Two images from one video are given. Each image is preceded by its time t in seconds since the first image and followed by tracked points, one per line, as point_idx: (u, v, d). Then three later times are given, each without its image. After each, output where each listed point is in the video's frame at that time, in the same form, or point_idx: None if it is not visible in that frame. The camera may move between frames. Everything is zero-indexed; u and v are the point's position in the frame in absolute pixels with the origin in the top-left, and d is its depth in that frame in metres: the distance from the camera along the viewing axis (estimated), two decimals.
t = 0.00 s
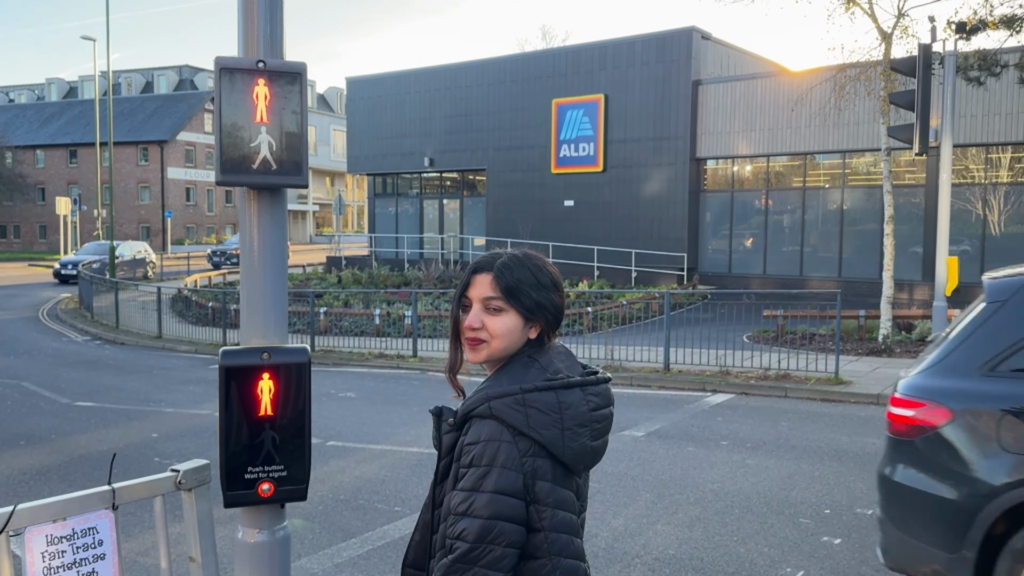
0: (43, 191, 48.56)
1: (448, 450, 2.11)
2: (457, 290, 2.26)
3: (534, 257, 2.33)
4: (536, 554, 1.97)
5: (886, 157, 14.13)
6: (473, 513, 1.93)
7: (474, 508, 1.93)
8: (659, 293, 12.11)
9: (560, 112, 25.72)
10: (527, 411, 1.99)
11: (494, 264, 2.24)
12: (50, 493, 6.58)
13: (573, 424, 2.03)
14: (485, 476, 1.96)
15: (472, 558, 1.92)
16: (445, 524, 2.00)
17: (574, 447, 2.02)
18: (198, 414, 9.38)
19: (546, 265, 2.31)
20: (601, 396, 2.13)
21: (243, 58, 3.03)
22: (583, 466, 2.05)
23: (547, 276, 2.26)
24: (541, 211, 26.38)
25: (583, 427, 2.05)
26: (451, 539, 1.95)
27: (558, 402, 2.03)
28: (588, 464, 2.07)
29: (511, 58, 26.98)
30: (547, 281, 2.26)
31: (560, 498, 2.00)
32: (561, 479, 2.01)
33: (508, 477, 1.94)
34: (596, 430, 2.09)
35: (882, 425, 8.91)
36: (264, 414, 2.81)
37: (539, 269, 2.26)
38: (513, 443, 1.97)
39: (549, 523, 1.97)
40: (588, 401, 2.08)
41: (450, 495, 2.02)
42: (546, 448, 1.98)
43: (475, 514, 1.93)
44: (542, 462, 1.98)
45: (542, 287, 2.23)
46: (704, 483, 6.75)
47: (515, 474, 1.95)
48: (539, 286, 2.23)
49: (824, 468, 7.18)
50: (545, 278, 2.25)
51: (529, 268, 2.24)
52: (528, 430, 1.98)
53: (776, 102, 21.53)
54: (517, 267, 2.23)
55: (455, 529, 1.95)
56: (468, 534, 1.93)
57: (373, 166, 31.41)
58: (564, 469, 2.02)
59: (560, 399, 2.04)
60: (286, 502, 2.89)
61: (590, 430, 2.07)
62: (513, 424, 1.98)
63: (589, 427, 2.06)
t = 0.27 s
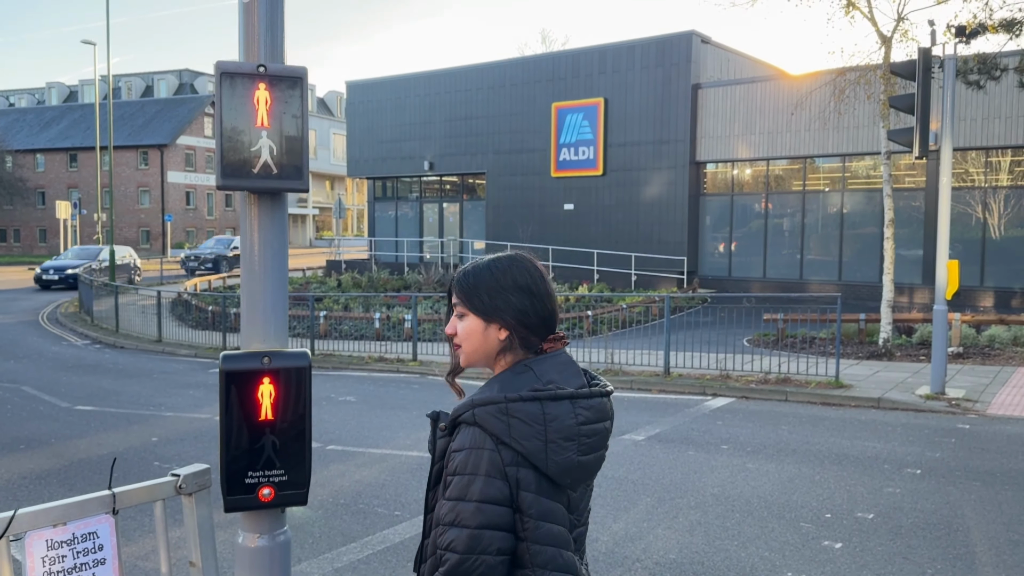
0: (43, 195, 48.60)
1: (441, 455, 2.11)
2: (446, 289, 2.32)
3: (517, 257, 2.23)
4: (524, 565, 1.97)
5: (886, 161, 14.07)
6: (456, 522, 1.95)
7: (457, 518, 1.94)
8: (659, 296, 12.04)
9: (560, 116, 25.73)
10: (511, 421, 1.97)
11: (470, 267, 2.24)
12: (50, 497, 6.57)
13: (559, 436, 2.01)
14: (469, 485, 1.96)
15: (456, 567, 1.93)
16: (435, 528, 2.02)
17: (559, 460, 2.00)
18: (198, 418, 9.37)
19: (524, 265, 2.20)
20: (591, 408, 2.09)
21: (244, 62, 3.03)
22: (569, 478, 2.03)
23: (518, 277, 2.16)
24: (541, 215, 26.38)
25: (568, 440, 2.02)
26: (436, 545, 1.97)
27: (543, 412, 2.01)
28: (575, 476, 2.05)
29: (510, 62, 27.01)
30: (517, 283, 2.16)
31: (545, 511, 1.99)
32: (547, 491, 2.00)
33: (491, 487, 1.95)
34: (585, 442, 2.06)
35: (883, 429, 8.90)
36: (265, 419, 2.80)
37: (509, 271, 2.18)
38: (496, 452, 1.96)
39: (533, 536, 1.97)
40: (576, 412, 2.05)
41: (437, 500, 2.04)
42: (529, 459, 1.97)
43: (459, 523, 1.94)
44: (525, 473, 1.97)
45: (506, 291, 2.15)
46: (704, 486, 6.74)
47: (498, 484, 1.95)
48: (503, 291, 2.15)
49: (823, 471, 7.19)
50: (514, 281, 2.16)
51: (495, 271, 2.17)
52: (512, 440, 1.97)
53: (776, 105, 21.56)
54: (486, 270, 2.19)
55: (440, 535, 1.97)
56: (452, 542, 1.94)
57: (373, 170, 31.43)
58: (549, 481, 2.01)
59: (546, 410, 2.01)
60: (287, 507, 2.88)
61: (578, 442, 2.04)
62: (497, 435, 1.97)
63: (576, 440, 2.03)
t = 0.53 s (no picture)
0: (47, 200, 48.77)
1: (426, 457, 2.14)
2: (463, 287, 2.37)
3: (512, 262, 2.18)
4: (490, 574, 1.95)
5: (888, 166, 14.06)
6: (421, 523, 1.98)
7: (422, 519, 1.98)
8: (661, 301, 12.07)
9: (562, 121, 25.79)
10: (473, 428, 1.96)
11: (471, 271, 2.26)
12: (55, 501, 6.60)
13: (523, 446, 1.95)
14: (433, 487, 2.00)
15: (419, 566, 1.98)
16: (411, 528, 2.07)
17: (524, 470, 1.95)
18: (202, 422, 9.40)
19: (514, 271, 2.15)
20: (565, 420, 2.01)
21: (250, 69, 3.06)
22: (539, 490, 1.97)
23: (502, 285, 2.13)
24: (543, 219, 26.42)
25: (534, 450, 1.96)
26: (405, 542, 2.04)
27: (507, 421, 1.95)
28: (546, 488, 1.98)
29: (513, 67, 27.07)
30: (500, 291, 2.13)
31: (509, 521, 1.95)
32: (512, 501, 1.95)
33: (450, 492, 1.96)
34: (555, 453, 1.99)
35: (885, 433, 8.90)
36: (271, 422, 2.83)
37: (495, 278, 2.14)
38: (461, 458, 1.97)
39: (495, 545, 1.94)
40: (547, 422, 1.99)
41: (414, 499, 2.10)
42: (491, 467, 1.95)
43: (425, 525, 1.98)
44: (488, 481, 1.95)
45: (487, 299, 2.14)
46: (707, 491, 6.75)
47: (459, 490, 1.95)
48: (484, 300, 2.14)
49: (825, 475, 7.20)
50: (496, 288, 2.13)
51: (481, 278, 2.16)
52: (473, 447, 1.95)
53: (778, 110, 21.60)
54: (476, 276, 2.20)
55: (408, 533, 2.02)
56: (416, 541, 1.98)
57: (375, 175, 31.50)
58: (516, 491, 1.96)
59: (512, 418, 1.96)
60: (293, 511, 2.91)
61: (547, 453, 1.98)
62: (460, 441, 1.97)
63: (544, 450, 1.97)
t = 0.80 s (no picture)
0: (51, 205, 48.91)
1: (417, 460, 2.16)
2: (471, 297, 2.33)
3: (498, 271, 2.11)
4: None
5: (891, 170, 14.07)
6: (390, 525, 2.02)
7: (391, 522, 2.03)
8: (664, 305, 12.08)
9: (564, 125, 25.82)
10: (433, 437, 1.93)
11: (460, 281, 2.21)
12: (59, 504, 6.61)
13: (477, 457, 1.88)
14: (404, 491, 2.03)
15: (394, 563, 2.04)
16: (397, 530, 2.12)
17: (479, 480, 1.88)
18: (205, 426, 9.41)
19: (499, 278, 2.08)
20: (524, 428, 1.89)
21: (256, 75, 3.07)
22: (500, 502, 1.89)
23: (487, 294, 2.06)
24: (545, 223, 26.43)
25: (488, 461, 1.88)
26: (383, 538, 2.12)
27: (463, 430, 1.89)
28: (507, 500, 1.89)
29: (515, 71, 27.10)
30: (485, 300, 2.06)
31: (467, 531, 1.91)
32: (474, 511, 1.91)
33: (414, 498, 1.97)
34: (513, 463, 1.88)
35: (888, 438, 8.89)
36: (277, 427, 2.83)
37: (481, 287, 2.07)
38: (424, 465, 1.96)
39: (456, 556, 1.92)
40: (502, 432, 1.88)
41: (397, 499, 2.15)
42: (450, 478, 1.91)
43: (395, 529, 2.02)
44: (449, 492, 1.92)
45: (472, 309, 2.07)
46: (711, 496, 6.75)
47: (421, 497, 1.96)
48: (470, 310, 2.07)
49: (829, 480, 7.19)
50: (481, 298, 2.06)
51: (469, 288, 2.08)
52: (435, 457, 1.93)
53: (780, 115, 21.61)
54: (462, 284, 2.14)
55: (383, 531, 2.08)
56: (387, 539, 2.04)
57: (378, 179, 31.54)
58: (479, 502, 1.91)
59: (467, 428, 1.89)
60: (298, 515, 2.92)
61: (504, 463, 1.88)
62: (421, 450, 1.96)
63: (498, 461, 1.87)
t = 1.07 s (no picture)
0: (55, 208, 49.02)
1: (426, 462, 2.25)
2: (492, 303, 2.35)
3: (492, 279, 2.11)
4: None
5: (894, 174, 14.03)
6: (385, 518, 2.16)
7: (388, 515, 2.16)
8: (667, 308, 12.19)
9: (567, 129, 25.84)
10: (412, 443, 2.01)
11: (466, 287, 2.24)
12: (63, 508, 6.62)
13: (446, 464, 1.93)
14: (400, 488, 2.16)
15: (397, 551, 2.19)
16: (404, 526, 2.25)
17: (448, 485, 1.93)
18: (209, 430, 9.42)
19: (490, 285, 2.08)
20: (487, 436, 1.89)
21: (261, 80, 3.09)
22: (472, 509, 1.92)
23: (478, 303, 2.08)
24: (548, 227, 26.44)
25: (455, 467, 1.91)
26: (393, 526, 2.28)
27: (434, 437, 1.95)
28: (478, 508, 1.91)
29: (518, 75, 27.13)
30: (477, 310, 2.08)
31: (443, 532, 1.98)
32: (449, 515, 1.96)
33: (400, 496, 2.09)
34: (478, 471, 1.89)
35: (892, 442, 8.87)
36: (281, 430, 2.84)
37: (474, 297, 2.09)
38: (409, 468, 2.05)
39: (433, 559, 1.99)
40: (467, 439, 1.90)
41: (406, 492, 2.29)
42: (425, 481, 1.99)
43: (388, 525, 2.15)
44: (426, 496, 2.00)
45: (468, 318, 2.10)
46: (714, 500, 6.74)
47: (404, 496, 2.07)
48: (465, 319, 2.10)
49: (832, 484, 7.18)
50: (474, 307, 2.08)
51: (465, 297, 2.11)
52: (414, 461, 2.01)
53: (783, 118, 21.61)
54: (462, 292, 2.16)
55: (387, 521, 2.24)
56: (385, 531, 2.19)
57: (381, 182, 31.57)
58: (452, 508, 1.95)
59: (437, 435, 1.95)
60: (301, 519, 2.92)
61: (470, 471, 1.90)
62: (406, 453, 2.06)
63: (464, 468, 1.90)
